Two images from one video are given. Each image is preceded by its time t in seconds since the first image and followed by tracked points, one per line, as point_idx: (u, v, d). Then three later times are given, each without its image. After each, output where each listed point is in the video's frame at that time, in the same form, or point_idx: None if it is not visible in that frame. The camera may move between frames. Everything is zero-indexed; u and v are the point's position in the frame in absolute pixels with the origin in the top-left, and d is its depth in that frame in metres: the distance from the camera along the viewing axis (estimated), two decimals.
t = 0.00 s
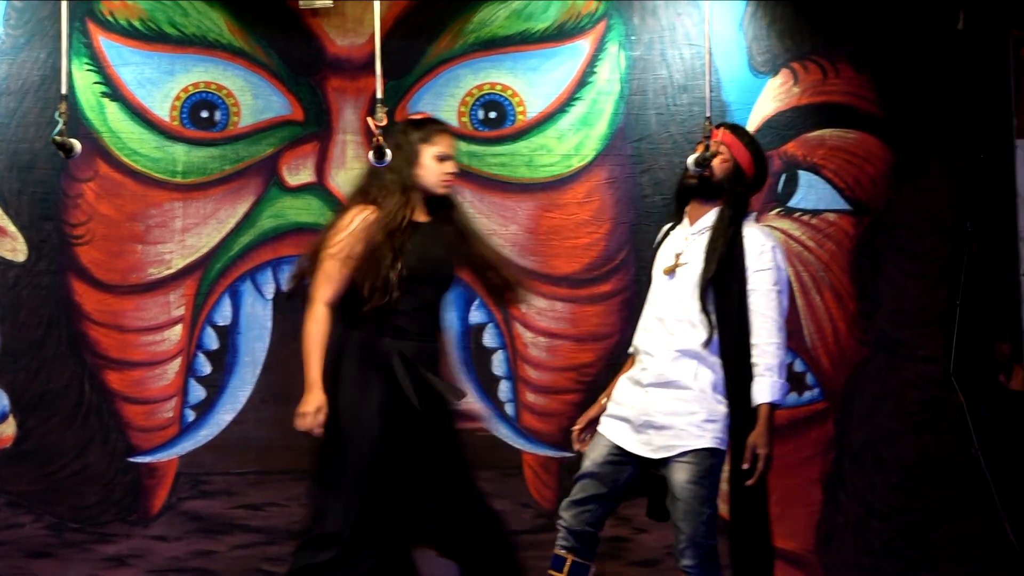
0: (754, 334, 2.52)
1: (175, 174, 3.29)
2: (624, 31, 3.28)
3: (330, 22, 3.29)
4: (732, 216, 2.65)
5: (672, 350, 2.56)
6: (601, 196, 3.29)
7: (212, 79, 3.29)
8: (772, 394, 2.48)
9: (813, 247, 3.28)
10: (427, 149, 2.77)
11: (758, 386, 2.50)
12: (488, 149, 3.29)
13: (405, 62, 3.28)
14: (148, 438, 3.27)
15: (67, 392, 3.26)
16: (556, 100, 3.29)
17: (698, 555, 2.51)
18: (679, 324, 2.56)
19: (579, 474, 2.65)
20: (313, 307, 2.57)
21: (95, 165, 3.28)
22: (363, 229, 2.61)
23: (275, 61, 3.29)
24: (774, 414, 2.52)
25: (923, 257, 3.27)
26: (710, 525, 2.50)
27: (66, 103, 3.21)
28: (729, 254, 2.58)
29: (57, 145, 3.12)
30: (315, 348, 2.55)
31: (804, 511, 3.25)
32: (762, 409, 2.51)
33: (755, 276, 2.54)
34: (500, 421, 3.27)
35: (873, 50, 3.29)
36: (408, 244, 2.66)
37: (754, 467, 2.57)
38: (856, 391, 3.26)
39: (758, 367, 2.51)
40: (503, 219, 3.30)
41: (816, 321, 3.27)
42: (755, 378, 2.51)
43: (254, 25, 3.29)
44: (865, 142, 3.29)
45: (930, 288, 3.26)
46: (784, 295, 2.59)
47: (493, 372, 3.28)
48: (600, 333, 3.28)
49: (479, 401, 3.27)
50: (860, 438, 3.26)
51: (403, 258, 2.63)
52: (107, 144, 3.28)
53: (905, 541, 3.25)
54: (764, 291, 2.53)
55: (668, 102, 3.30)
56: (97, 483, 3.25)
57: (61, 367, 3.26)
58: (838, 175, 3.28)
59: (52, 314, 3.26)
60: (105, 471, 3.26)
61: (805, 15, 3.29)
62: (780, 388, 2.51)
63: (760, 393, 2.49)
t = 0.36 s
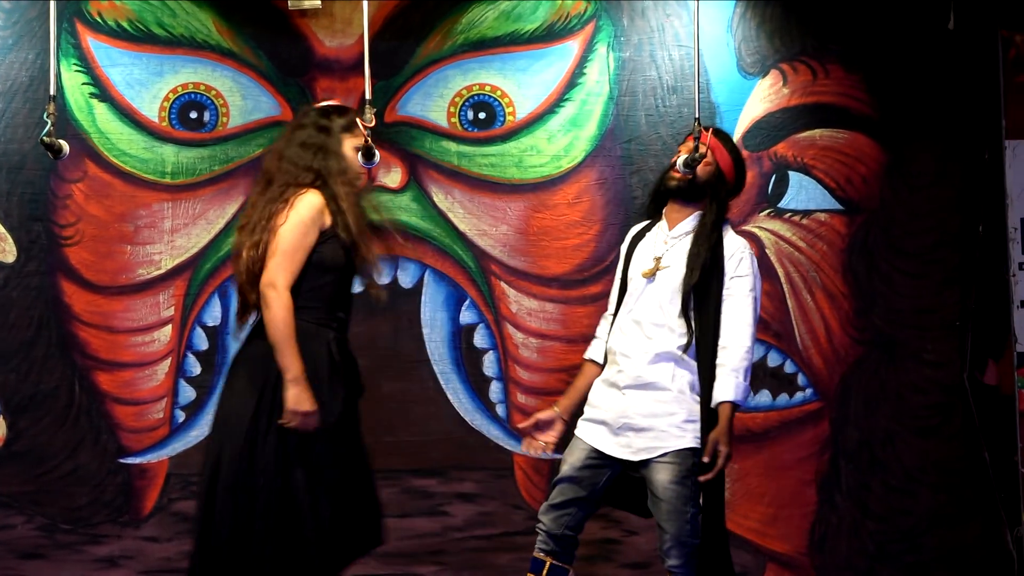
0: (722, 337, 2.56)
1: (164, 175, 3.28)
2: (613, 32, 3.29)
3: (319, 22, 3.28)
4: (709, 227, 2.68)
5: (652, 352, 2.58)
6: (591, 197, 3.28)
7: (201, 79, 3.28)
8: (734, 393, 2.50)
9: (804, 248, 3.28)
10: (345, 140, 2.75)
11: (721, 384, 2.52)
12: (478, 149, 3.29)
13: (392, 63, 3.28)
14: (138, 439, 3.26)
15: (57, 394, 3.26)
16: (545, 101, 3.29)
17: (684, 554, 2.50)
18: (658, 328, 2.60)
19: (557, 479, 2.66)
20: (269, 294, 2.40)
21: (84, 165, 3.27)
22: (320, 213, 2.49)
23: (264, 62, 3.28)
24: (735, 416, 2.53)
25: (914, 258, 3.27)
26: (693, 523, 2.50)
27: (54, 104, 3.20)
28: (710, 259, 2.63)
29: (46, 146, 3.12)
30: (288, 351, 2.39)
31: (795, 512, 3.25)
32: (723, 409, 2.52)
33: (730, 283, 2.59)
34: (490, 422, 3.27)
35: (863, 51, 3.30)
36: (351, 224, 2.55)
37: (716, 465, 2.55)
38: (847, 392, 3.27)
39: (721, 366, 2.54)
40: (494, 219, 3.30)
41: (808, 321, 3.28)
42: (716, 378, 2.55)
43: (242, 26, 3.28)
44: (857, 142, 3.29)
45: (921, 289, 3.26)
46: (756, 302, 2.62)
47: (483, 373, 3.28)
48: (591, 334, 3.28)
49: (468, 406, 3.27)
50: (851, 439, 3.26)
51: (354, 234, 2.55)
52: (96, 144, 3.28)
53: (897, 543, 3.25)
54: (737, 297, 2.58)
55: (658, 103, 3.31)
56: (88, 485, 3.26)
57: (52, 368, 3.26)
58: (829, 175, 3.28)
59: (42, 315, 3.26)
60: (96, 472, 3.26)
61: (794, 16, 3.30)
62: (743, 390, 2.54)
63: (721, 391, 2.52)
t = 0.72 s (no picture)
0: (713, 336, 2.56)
1: (159, 173, 3.28)
2: (609, 32, 3.29)
3: (314, 21, 3.28)
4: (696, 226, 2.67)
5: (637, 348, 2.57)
6: (587, 196, 3.29)
7: (197, 78, 3.28)
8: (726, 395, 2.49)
9: (801, 246, 3.28)
10: (273, 141, 2.56)
11: (713, 385, 2.51)
12: (473, 149, 3.29)
13: (388, 63, 3.29)
14: (134, 437, 3.27)
15: (53, 393, 3.26)
16: (541, 100, 3.29)
17: (675, 553, 2.49)
18: (644, 323, 2.59)
19: (543, 475, 2.65)
20: (233, 298, 2.33)
21: (79, 164, 3.27)
22: (266, 218, 2.40)
23: (260, 61, 3.28)
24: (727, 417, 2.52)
25: (910, 257, 3.27)
26: (683, 522, 2.50)
27: (50, 103, 3.20)
28: (698, 255, 2.61)
29: (41, 145, 3.05)
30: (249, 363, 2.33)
31: (791, 512, 3.25)
32: (716, 412, 2.51)
33: (718, 279, 2.58)
34: (486, 421, 3.27)
35: (859, 50, 3.30)
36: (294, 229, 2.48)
37: (710, 472, 2.54)
38: (842, 393, 3.27)
39: (712, 365, 2.54)
40: (490, 219, 3.30)
41: (805, 319, 3.28)
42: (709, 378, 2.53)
43: (238, 25, 3.28)
44: (855, 139, 3.29)
45: (917, 289, 3.26)
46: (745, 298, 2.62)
47: (479, 372, 3.28)
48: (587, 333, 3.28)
49: (463, 406, 3.27)
50: (847, 439, 3.26)
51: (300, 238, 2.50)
52: (92, 143, 3.27)
53: (893, 543, 3.25)
54: (725, 293, 2.57)
55: (653, 102, 3.31)
56: (84, 484, 3.25)
57: (48, 367, 3.26)
58: (826, 173, 3.28)
59: (38, 314, 3.26)
60: (91, 471, 3.25)
61: (790, 16, 3.30)
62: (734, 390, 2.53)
63: (713, 393, 2.51)
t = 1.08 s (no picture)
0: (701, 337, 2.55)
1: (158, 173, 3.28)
2: (608, 30, 3.29)
3: (313, 21, 3.28)
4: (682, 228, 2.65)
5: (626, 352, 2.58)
6: (586, 196, 3.28)
7: (196, 78, 3.28)
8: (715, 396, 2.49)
9: (799, 247, 3.28)
10: (201, 139, 2.49)
11: (704, 387, 2.51)
12: (473, 148, 3.29)
13: (387, 62, 3.28)
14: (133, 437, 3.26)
15: (52, 393, 3.25)
16: (540, 99, 3.29)
17: (663, 555, 2.49)
18: (632, 327, 2.59)
19: (532, 473, 2.67)
20: (152, 295, 2.26)
21: (78, 163, 3.27)
22: (187, 219, 2.31)
23: (259, 61, 3.28)
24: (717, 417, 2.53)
25: (908, 257, 3.27)
26: (671, 524, 2.50)
27: (48, 102, 3.20)
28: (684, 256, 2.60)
29: (40, 144, 3.09)
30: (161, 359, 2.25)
31: (790, 512, 3.25)
32: (705, 411, 2.51)
33: (704, 281, 2.57)
34: (484, 421, 3.26)
35: (858, 49, 3.30)
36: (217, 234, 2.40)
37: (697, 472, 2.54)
38: (840, 394, 3.26)
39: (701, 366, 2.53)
40: (489, 218, 3.29)
41: (802, 321, 3.27)
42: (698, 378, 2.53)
43: (237, 24, 3.28)
44: (852, 140, 3.29)
45: (915, 290, 3.27)
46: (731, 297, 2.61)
47: (477, 372, 3.27)
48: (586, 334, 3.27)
49: (462, 406, 3.27)
50: (845, 440, 3.25)
51: (223, 243, 2.41)
52: (90, 143, 3.27)
53: (891, 544, 3.25)
54: (711, 294, 2.56)
55: (652, 102, 3.31)
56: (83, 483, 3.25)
57: (46, 366, 3.26)
58: (824, 174, 3.28)
59: (36, 314, 3.26)
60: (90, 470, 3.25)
61: (789, 14, 3.30)
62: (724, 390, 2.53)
63: (703, 395, 2.51)
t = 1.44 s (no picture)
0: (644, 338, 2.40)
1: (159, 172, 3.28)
2: (608, 31, 3.31)
3: (314, 20, 3.29)
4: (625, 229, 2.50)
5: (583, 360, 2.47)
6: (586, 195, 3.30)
7: (196, 77, 3.29)
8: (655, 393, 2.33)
9: (797, 247, 3.29)
10: (156, 131, 2.48)
11: (643, 383, 2.35)
12: (472, 148, 3.30)
13: (388, 62, 3.29)
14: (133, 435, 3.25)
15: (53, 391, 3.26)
16: (540, 99, 3.30)
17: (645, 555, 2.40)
18: (587, 333, 2.47)
19: (491, 470, 2.52)
20: (127, 294, 2.29)
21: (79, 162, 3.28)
22: (146, 213, 2.33)
23: (260, 60, 3.29)
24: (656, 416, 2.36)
25: (905, 258, 3.29)
26: (648, 524, 2.41)
27: (50, 101, 3.20)
28: (626, 258, 2.47)
29: (42, 143, 3.16)
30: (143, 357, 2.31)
31: (788, 510, 3.26)
32: (641, 408, 2.35)
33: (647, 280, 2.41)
34: (484, 419, 3.27)
35: (856, 50, 3.32)
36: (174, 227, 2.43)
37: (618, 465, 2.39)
38: (839, 394, 3.27)
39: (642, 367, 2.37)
40: (488, 217, 3.30)
41: (801, 321, 3.28)
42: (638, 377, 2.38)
43: (238, 24, 3.29)
44: (850, 141, 3.30)
45: (912, 291, 3.29)
46: (679, 295, 2.43)
47: (477, 371, 3.28)
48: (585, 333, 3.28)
49: (462, 405, 3.28)
50: (843, 440, 3.27)
51: (181, 235, 2.45)
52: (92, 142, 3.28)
53: (889, 542, 3.26)
54: (656, 293, 2.40)
55: (651, 102, 3.32)
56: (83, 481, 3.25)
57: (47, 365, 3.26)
58: (822, 174, 3.30)
59: (37, 312, 3.26)
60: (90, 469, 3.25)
61: (788, 15, 3.32)
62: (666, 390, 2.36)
63: (642, 391, 2.35)
